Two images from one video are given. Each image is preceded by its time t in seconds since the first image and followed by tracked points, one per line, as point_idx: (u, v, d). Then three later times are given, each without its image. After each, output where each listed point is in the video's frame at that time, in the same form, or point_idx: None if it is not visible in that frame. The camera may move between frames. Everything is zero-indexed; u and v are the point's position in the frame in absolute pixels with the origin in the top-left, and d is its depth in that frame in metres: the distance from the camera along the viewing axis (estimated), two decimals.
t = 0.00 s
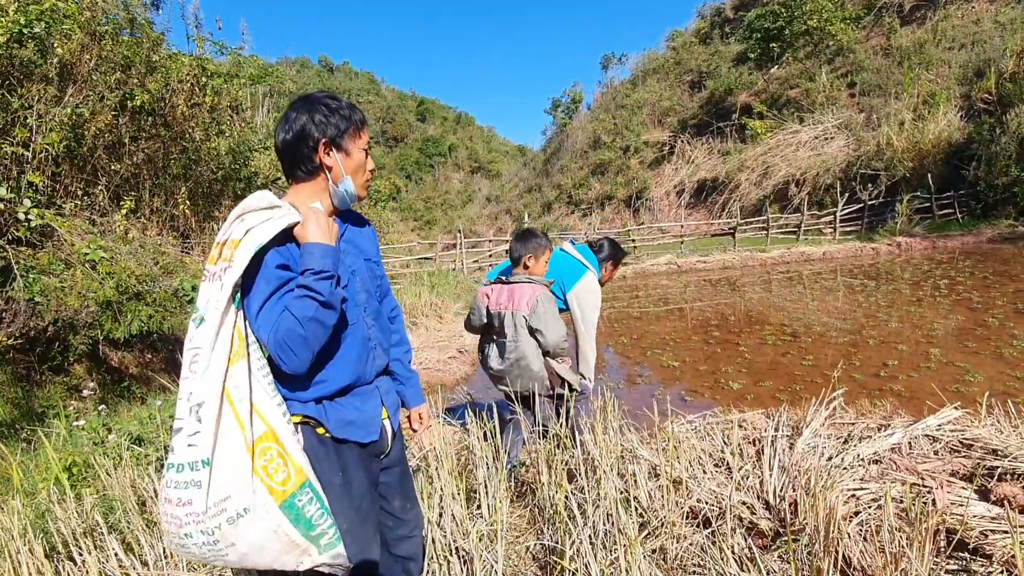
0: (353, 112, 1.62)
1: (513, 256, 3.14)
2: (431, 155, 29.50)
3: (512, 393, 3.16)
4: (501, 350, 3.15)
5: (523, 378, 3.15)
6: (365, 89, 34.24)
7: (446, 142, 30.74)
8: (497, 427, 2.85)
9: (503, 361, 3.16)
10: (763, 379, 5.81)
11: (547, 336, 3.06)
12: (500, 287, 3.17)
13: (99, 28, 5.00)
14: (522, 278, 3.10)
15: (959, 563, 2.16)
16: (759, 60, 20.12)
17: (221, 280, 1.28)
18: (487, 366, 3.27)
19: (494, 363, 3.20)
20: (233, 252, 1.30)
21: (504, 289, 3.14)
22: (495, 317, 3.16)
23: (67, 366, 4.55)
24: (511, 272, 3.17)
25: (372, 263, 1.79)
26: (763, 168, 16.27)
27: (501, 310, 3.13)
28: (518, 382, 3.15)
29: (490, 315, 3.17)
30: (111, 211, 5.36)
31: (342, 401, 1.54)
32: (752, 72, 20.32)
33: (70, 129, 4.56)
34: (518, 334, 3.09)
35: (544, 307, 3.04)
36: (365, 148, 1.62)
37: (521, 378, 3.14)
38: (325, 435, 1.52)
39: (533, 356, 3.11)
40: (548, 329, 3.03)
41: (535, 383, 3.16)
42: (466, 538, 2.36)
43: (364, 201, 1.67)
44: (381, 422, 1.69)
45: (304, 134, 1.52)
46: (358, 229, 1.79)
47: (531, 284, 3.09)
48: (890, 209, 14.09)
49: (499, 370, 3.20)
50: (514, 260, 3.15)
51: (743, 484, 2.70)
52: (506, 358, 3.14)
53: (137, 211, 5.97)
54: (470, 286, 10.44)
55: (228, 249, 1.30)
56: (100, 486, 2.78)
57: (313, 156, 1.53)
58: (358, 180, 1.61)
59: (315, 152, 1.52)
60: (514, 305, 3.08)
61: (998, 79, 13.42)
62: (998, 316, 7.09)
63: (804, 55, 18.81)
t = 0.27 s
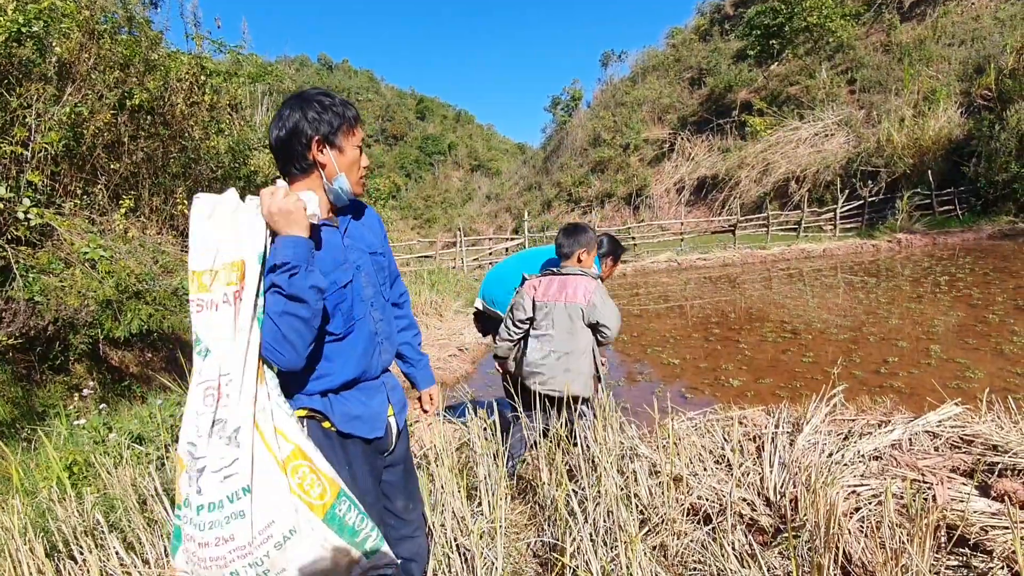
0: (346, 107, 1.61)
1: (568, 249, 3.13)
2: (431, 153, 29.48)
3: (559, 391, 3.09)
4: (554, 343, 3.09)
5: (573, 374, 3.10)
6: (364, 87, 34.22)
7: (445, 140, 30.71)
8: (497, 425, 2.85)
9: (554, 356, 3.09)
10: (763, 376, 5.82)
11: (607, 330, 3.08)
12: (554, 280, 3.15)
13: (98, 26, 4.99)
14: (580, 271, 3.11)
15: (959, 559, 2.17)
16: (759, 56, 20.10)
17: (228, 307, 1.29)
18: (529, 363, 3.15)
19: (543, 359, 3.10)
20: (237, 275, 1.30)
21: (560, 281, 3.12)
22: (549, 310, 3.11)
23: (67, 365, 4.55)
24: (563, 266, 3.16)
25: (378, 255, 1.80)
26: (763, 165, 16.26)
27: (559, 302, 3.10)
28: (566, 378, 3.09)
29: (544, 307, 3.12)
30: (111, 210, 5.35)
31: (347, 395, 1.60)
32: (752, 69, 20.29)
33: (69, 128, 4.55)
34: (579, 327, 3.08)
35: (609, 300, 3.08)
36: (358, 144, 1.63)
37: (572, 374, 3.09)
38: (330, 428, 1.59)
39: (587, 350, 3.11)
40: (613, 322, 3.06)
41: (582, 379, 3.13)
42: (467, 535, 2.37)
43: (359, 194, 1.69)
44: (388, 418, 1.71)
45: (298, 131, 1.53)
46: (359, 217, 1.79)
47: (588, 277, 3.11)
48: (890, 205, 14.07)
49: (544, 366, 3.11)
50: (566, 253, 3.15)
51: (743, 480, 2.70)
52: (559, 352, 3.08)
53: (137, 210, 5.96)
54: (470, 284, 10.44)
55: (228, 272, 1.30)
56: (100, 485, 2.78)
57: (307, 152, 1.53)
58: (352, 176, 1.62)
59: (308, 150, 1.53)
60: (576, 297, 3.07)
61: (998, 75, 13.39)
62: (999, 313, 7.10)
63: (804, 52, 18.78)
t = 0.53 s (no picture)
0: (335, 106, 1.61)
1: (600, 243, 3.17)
2: (430, 151, 29.45)
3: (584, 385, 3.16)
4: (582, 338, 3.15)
5: (601, 369, 3.16)
6: (364, 86, 34.19)
7: (445, 138, 30.69)
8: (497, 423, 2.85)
9: (583, 350, 3.16)
10: (764, 374, 5.82)
11: (640, 324, 3.11)
12: (586, 274, 3.20)
13: (96, 26, 4.99)
14: (611, 265, 3.16)
15: (960, 555, 2.17)
16: (759, 54, 20.06)
17: (241, 331, 1.31)
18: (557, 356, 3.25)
19: (571, 353, 3.19)
20: (244, 296, 1.32)
21: (591, 275, 3.18)
22: (579, 304, 3.17)
23: (67, 365, 4.55)
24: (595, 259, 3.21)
25: (371, 252, 1.79)
26: (763, 162, 16.25)
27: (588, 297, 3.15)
28: (594, 373, 3.16)
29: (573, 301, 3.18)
30: (110, 210, 5.35)
31: (342, 393, 1.62)
32: (752, 67, 20.26)
33: (68, 128, 4.56)
34: (609, 321, 3.12)
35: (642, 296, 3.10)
36: (338, 149, 1.59)
37: (599, 369, 3.15)
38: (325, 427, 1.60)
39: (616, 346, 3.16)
40: (645, 318, 3.09)
41: (609, 375, 3.18)
42: (467, 533, 2.37)
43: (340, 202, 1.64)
44: (386, 416, 1.71)
45: (271, 129, 1.54)
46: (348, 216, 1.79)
47: (620, 271, 3.16)
48: (890, 203, 14.06)
49: (572, 361, 3.18)
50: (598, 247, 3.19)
51: (743, 478, 2.70)
52: (586, 347, 3.15)
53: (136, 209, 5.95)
54: (470, 283, 10.43)
55: (234, 296, 1.30)
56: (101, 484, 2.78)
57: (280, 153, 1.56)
58: (327, 180, 1.59)
59: (279, 152, 1.54)
60: (607, 291, 3.12)
61: (999, 71, 13.37)
62: (999, 309, 7.09)
63: (804, 49, 18.75)
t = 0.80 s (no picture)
0: (314, 105, 1.58)
1: (612, 239, 3.28)
2: (430, 151, 29.44)
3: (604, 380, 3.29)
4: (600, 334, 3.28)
5: (620, 363, 3.27)
6: (364, 85, 34.18)
7: (445, 138, 30.68)
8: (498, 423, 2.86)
9: (600, 345, 3.29)
10: (765, 372, 5.82)
11: (655, 316, 3.17)
12: (601, 271, 3.33)
13: (96, 26, 4.99)
14: (624, 260, 3.26)
15: (962, 553, 2.16)
16: (759, 52, 20.03)
17: (342, 325, 1.36)
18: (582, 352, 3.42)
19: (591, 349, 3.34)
20: (345, 291, 1.35)
21: (606, 272, 3.29)
22: (595, 300, 3.30)
23: (68, 366, 4.56)
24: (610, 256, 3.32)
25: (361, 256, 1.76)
26: (764, 160, 16.23)
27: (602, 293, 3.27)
28: (612, 367, 3.28)
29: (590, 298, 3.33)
30: (111, 210, 5.35)
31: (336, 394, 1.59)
32: (752, 64, 20.24)
33: (69, 128, 4.56)
34: (623, 315, 3.22)
35: (655, 289, 3.15)
36: (312, 150, 1.55)
37: (617, 363, 3.26)
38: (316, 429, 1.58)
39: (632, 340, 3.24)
40: (658, 310, 3.14)
41: (628, 369, 3.27)
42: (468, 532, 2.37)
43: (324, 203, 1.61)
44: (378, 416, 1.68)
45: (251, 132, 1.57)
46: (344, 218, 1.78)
47: (634, 266, 3.24)
48: (891, 200, 14.04)
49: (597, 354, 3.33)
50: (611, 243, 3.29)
51: (745, 476, 2.70)
52: (604, 342, 3.27)
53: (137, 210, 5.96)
54: (471, 282, 10.43)
55: (338, 289, 1.33)
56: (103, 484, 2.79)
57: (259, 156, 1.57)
58: (303, 180, 1.56)
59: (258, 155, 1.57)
60: (619, 286, 3.22)
61: (999, 68, 13.35)
62: (1001, 307, 7.08)
63: (804, 47, 18.72)
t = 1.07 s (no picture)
0: (314, 111, 1.54)
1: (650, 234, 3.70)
2: (430, 149, 29.43)
3: (631, 360, 3.68)
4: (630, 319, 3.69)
5: (646, 346, 3.64)
6: (363, 84, 34.16)
7: (445, 136, 30.67)
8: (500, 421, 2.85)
9: (631, 329, 3.69)
10: (766, 369, 5.82)
11: (686, 305, 3.53)
12: (640, 263, 3.75)
13: (95, 26, 4.99)
14: (660, 253, 3.67)
15: (964, 549, 2.16)
16: (759, 48, 20.01)
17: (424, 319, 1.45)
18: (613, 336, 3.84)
19: (621, 332, 3.76)
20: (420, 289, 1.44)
21: (643, 263, 3.72)
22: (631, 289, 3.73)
23: (70, 366, 4.57)
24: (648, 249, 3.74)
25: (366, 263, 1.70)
26: (764, 157, 16.22)
27: (637, 281, 3.70)
28: (638, 350, 3.66)
29: (625, 287, 3.77)
30: (111, 211, 5.35)
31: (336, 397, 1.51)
32: (752, 61, 20.21)
33: (68, 128, 4.56)
34: (653, 303, 3.61)
35: (688, 280, 3.54)
36: (312, 156, 1.52)
37: (643, 346, 3.65)
38: (317, 430, 1.51)
39: (660, 326, 3.62)
40: (688, 299, 3.51)
41: (655, 353, 3.65)
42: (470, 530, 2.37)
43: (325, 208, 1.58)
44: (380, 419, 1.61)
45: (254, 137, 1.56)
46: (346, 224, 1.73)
47: (669, 255, 3.66)
48: (891, 197, 14.03)
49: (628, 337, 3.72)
50: (650, 238, 3.72)
51: (747, 474, 2.70)
52: (634, 326, 3.68)
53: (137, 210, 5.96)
54: (471, 280, 10.43)
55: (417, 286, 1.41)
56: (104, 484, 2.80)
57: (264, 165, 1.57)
58: (303, 185, 1.54)
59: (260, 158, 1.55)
60: (652, 276, 3.64)
61: (999, 64, 13.34)
62: (1002, 303, 7.08)
63: (804, 43, 18.70)
